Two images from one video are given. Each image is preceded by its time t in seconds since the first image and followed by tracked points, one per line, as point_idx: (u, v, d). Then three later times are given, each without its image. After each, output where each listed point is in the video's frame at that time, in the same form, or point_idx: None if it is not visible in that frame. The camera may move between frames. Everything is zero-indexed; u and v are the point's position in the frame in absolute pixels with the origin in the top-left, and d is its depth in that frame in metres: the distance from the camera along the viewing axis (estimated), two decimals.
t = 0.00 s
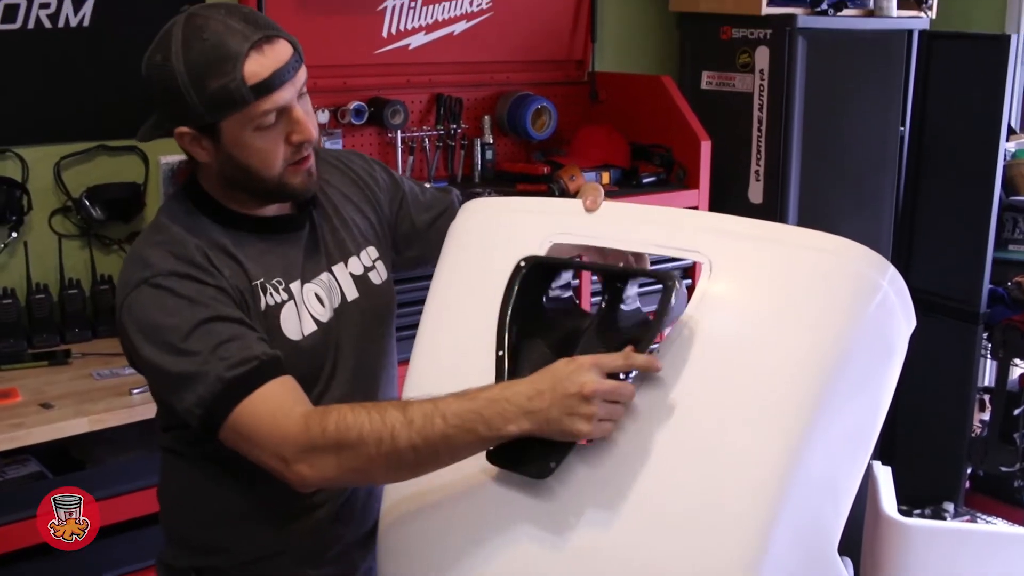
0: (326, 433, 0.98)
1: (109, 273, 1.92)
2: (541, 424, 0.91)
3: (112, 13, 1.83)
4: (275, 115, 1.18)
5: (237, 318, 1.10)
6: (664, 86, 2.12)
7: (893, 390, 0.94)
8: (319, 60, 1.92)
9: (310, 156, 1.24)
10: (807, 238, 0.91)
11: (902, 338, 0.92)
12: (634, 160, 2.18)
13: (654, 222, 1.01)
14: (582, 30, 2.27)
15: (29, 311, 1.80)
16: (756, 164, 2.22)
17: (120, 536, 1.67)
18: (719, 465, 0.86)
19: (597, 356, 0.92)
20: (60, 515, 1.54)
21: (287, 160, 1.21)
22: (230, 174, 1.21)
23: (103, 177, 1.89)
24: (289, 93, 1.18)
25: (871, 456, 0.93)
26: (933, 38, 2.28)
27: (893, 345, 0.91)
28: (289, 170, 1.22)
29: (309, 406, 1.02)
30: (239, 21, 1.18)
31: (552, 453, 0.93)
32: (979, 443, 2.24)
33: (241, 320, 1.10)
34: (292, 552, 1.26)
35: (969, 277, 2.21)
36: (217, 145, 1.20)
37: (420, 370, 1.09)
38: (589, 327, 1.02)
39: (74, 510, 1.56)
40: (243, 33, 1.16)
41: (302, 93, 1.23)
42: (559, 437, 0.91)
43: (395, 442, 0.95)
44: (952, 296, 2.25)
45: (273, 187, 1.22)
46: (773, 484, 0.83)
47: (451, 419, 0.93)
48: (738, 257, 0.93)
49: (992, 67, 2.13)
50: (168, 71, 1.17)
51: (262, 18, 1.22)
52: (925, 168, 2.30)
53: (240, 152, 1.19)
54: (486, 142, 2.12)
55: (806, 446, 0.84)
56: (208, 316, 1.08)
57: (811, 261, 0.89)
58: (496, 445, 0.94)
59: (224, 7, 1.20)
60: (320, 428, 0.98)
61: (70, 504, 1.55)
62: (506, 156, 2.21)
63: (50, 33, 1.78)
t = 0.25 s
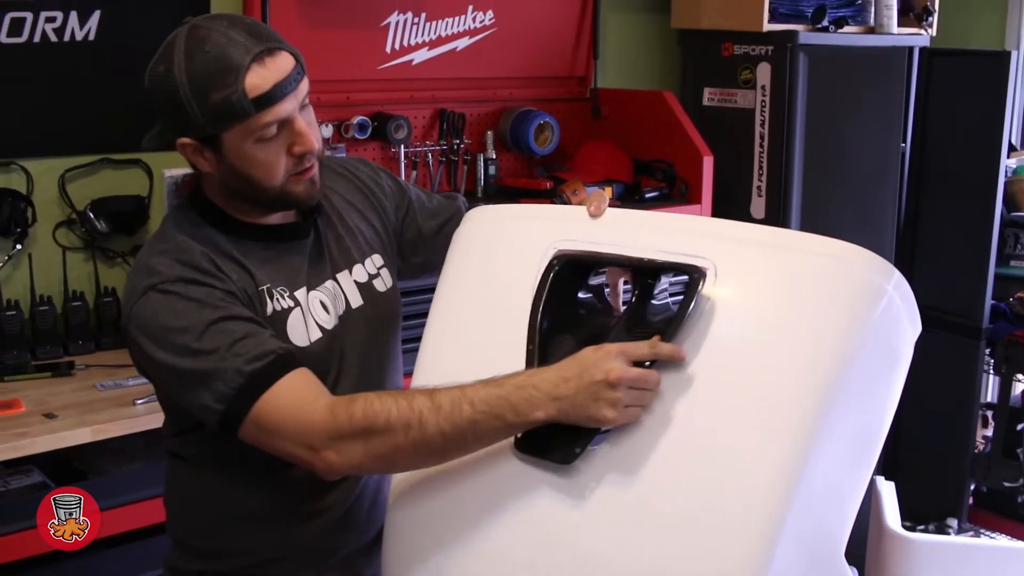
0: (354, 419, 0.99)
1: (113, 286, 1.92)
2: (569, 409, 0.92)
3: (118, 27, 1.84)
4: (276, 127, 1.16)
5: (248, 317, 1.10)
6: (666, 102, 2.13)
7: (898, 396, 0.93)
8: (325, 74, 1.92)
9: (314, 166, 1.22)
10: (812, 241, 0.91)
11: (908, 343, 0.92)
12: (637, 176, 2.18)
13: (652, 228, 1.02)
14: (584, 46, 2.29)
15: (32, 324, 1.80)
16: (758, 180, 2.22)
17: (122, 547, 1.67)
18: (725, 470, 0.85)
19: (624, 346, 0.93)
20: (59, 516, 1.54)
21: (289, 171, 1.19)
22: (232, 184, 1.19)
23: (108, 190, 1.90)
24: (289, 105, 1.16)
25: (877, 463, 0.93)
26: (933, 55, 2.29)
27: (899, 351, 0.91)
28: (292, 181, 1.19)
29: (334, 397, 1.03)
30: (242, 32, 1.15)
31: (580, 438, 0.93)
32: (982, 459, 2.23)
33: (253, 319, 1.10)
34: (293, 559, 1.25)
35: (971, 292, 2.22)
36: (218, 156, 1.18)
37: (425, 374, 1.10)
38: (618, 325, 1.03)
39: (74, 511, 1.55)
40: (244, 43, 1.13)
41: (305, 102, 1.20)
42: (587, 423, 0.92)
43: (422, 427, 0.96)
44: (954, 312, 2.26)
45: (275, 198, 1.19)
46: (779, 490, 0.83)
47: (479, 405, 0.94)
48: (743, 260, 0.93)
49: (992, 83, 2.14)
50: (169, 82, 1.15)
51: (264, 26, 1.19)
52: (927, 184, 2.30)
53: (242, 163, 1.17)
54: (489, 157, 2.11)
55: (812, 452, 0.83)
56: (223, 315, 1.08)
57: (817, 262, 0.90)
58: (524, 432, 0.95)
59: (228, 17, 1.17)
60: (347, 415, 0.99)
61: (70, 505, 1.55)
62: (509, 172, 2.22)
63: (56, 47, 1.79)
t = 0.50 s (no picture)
0: (373, 407, 0.99)
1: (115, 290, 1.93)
2: (588, 390, 0.92)
3: (120, 32, 1.84)
4: (279, 121, 1.16)
5: (259, 311, 1.10)
6: (669, 108, 2.13)
7: (901, 393, 0.94)
8: (328, 79, 1.93)
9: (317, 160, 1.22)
10: (813, 237, 0.91)
11: (908, 339, 0.92)
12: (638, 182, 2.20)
13: (661, 220, 1.02)
14: (585, 54, 2.29)
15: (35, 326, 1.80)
16: (759, 186, 2.23)
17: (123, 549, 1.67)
18: (727, 460, 0.84)
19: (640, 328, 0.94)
20: (60, 516, 1.53)
21: (292, 164, 1.18)
22: (235, 177, 1.18)
23: (110, 194, 1.90)
24: (293, 98, 1.15)
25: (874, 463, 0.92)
26: (934, 62, 2.29)
27: (901, 344, 0.91)
28: (296, 174, 1.19)
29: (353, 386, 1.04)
30: (244, 26, 1.14)
31: (597, 422, 0.92)
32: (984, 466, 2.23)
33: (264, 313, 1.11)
34: (296, 555, 1.25)
35: (972, 299, 2.22)
36: (221, 150, 1.17)
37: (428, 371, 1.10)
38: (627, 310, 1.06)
39: (75, 512, 1.55)
40: (248, 38, 1.13)
41: (307, 97, 1.20)
42: (605, 404, 0.92)
43: (442, 412, 0.96)
44: (954, 318, 2.26)
45: (279, 192, 1.19)
46: (783, 481, 0.81)
47: (498, 389, 0.94)
48: (744, 257, 0.93)
49: (993, 89, 2.15)
50: (171, 75, 1.14)
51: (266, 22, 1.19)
52: (927, 191, 2.31)
53: (245, 157, 1.16)
54: (490, 163, 2.11)
55: (815, 441, 0.82)
56: (234, 309, 1.09)
57: (816, 257, 0.89)
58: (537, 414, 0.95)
59: (230, 13, 1.16)
60: (367, 401, 1.00)
61: (70, 505, 1.55)
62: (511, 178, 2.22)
63: (59, 50, 1.79)
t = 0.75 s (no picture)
0: (381, 395, 1.00)
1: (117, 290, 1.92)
2: (592, 375, 0.92)
3: (123, 32, 1.84)
4: (278, 113, 1.16)
5: (260, 304, 1.10)
6: (671, 110, 2.13)
7: (904, 387, 0.94)
8: (330, 80, 1.93)
9: (314, 151, 1.22)
10: (816, 227, 0.91)
11: (910, 331, 0.92)
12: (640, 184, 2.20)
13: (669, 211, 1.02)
14: (587, 56, 2.29)
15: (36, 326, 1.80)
16: (761, 188, 2.22)
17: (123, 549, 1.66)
18: (732, 451, 0.83)
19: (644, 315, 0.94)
20: (60, 516, 1.53)
21: (290, 156, 1.19)
22: (233, 170, 1.18)
23: (112, 194, 1.90)
24: (291, 90, 1.15)
25: (877, 456, 0.92)
26: (936, 64, 2.29)
27: (905, 335, 0.91)
28: (293, 166, 1.20)
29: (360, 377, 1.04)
30: (242, 18, 1.15)
31: (607, 412, 0.91)
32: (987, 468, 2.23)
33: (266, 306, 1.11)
34: (299, 549, 1.24)
35: (975, 300, 2.22)
36: (219, 143, 1.17)
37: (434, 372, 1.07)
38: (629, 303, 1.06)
39: (75, 512, 1.55)
40: (246, 30, 1.13)
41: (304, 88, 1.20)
42: (610, 389, 0.92)
43: (450, 399, 0.95)
44: (957, 320, 2.26)
45: (277, 184, 1.19)
46: (788, 470, 0.81)
47: (506, 373, 0.93)
48: (748, 247, 0.93)
49: (994, 90, 2.15)
50: (168, 68, 1.14)
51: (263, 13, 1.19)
52: (929, 192, 2.31)
53: (244, 149, 1.16)
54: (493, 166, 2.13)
55: (820, 432, 0.82)
56: (235, 302, 1.08)
57: (819, 247, 0.89)
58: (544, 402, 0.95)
59: (229, 6, 1.16)
60: (375, 391, 1.00)
61: (70, 505, 1.54)
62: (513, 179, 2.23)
63: (61, 50, 1.79)
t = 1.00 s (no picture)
0: (381, 387, 0.99)
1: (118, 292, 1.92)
2: (593, 372, 0.90)
3: (124, 33, 1.84)
4: (265, 116, 1.14)
5: (251, 301, 1.09)
6: (673, 113, 2.13)
7: (911, 384, 0.92)
8: (331, 82, 1.93)
9: (302, 154, 1.20)
10: (822, 222, 0.90)
11: (918, 329, 0.90)
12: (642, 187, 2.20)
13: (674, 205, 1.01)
14: (589, 59, 2.29)
15: (36, 328, 1.79)
16: (764, 191, 2.22)
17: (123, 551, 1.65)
18: (738, 449, 0.82)
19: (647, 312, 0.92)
20: (60, 516, 1.52)
21: (275, 160, 1.17)
22: (219, 170, 1.17)
23: (113, 194, 1.90)
24: (280, 94, 1.13)
25: (884, 458, 0.89)
26: (938, 67, 2.29)
27: (912, 333, 0.89)
28: (280, 169, 1.18)
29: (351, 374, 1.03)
30: (234, 18, 1.12)
31: (608, 412, 0.90)
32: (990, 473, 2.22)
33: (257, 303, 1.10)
34: (297, 547, 1.24)
35: (978, 304, 2.21)
36: (206, 143, 1.15)
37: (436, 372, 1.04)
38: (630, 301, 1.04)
39: (75, 512, 1.54)
40: (236, 31, 1.10)
41: (295, 91, 1.18)
42: (611, 386, 0.91)
43: (449, 393, 0.94)
44: (960, 323, 2.25)
45: (264, 186, 1.18)
46: (790, 465, 0.79)
47: (506, 368, 0.92)
48: (752, 241, 0.92)
49: (996, 93, 2.15)
50: (156, 65, 1.12)
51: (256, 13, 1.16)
52: (932, 195, 2.31)
53: (230, 151, 1.15)
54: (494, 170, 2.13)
55: (824, 428, 0.80)
56: (227, 300, 1.07)
57: (825, 242, 0.88)
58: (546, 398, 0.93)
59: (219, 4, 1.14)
60: (373, 383, 0.99)
61: (70, 504, 1.53)
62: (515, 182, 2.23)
63: (62, 51, 1.79)
